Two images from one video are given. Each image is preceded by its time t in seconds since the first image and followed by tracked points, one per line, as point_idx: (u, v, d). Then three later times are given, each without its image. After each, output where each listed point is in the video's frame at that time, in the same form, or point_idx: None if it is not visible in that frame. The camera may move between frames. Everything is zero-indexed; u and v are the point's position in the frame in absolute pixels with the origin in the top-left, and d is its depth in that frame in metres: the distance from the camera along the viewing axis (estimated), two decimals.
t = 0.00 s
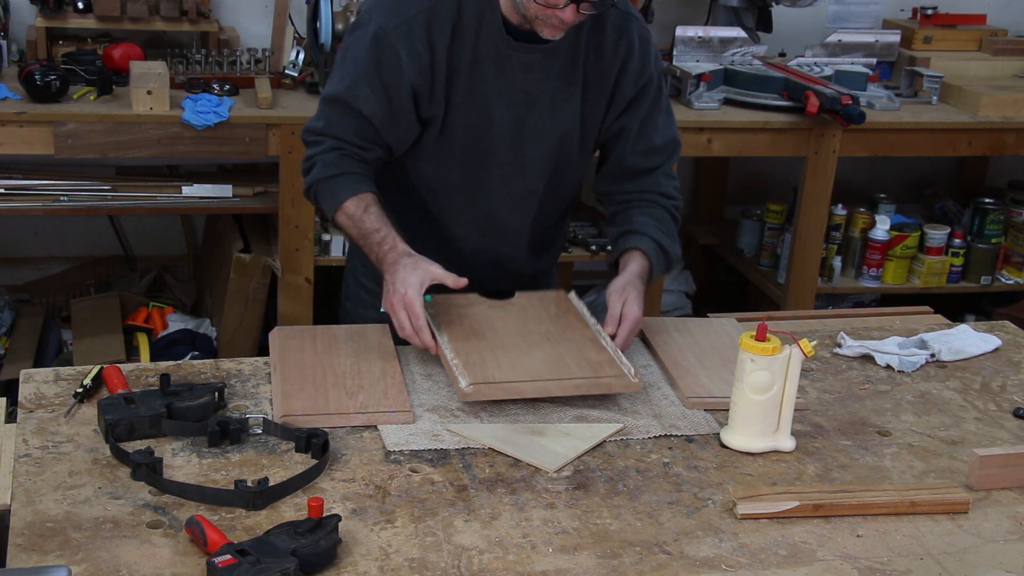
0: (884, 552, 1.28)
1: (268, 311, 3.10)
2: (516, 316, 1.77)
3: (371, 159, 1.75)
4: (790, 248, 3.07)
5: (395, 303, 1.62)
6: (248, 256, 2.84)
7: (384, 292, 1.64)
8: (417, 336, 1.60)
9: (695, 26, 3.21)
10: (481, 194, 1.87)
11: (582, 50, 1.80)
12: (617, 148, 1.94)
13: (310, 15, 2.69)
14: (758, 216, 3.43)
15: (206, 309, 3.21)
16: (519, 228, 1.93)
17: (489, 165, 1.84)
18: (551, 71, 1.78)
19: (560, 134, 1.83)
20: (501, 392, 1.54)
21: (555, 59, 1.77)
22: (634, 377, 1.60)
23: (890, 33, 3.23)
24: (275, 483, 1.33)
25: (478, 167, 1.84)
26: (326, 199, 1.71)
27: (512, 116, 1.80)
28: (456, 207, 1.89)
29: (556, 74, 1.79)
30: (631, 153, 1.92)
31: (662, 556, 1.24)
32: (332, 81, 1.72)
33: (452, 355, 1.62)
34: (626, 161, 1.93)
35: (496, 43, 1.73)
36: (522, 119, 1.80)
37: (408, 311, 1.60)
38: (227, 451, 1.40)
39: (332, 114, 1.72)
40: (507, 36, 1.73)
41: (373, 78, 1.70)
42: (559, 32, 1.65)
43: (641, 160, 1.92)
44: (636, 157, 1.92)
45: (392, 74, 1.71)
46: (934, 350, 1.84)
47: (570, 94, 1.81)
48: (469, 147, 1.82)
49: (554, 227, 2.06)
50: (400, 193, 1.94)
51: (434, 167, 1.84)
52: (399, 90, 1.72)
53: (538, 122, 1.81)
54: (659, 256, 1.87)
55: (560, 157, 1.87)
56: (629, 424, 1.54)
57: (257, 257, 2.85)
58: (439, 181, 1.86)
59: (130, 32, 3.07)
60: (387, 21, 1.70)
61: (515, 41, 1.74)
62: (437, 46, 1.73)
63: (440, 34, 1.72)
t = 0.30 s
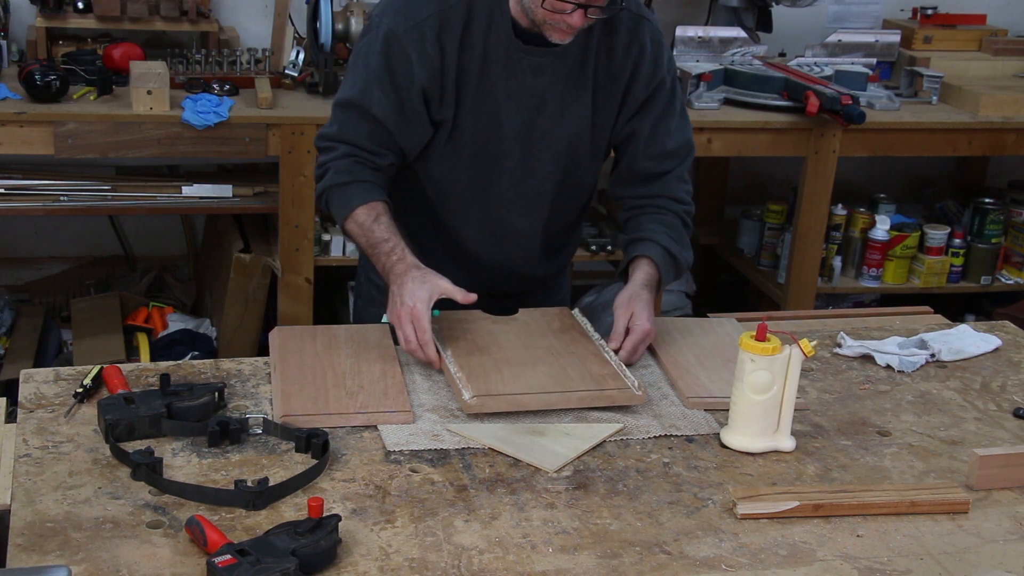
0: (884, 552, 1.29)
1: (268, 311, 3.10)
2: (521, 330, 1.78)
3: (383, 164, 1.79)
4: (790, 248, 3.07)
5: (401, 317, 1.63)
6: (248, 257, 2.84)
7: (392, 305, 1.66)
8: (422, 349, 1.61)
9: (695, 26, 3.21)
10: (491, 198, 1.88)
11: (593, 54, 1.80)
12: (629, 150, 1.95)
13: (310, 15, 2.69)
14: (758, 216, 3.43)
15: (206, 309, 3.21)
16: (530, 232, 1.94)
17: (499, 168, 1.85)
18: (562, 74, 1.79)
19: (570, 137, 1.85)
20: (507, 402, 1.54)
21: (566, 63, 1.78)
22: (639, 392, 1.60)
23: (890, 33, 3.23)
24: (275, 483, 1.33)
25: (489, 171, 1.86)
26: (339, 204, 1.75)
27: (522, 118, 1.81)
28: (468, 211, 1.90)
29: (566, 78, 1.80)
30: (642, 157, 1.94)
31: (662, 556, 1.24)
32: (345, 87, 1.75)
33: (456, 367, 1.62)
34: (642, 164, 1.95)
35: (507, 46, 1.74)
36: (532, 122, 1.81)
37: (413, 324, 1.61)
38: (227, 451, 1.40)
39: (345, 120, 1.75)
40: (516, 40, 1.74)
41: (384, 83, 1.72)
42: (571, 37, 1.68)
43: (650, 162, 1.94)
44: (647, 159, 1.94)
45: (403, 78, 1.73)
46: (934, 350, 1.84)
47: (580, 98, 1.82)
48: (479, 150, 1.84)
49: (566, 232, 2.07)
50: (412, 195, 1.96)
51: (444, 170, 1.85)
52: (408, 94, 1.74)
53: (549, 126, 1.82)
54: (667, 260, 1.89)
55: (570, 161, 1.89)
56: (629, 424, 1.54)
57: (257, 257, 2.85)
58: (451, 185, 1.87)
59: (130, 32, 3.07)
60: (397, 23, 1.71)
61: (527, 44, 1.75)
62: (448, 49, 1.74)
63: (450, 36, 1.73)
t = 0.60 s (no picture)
0: (884, 552, 1.29)
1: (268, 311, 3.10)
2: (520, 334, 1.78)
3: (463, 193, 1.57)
4: (789, 248, 3.07)
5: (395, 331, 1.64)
6: (248, 257, 2.84)
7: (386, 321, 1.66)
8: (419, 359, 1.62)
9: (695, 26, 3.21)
10: (538, 227, 1.81)
11: (644, 79, 1.64)
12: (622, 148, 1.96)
13: (310, 15, 2.69)
14: (757, 216, 3.43)
15: (206, 309, 3.21)
16: (575, 252, 1.89)
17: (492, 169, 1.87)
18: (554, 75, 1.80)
19: (616, 166, 1.75)
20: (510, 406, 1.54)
21: (615, 95, 1.65)
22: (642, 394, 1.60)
23: (890, 33, 3.23)
24: (275, 483, 1.33)
25: (544, 200, 1.77)
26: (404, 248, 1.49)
27: (575, 150, 1.70)
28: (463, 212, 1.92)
29: (614, 110, 1.67)
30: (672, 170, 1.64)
31: (662, 556, 1.24)
32: (405, 108, 1.54)
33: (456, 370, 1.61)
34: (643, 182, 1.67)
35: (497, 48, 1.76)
36: (584, 153, 1.71)
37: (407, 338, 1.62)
38: (227, 451, 1.40)
39: (410, 143, 1.52)
40: (549, 73, 1.59)
41: (452, 110, 1.55)
42: (591, 70, 1.56)
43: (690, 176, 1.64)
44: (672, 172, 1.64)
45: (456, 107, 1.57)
46: (934, 350, 1.84)
47: (631, 131, 1.69)
48: (536, 182, 1.74)
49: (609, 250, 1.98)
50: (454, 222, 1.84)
51: (497, 200, 1.76)
52: (454, 121, 1.56)
53: (605, 155, 1.71)
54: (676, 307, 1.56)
55: (610, 189, 1.79)
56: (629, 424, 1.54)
57: (257, 257, 2.85)
58: (505, 216, 1.78)
59: (130, 32, 3.07)
60: (444, 47, 1.55)
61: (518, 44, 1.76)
62: (501, 81, 1.61)
63: (498, 68, 1.59)
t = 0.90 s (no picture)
0: (884, 552, 1.28)
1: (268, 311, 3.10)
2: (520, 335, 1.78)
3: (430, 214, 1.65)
4: (789, 248, 3.07)
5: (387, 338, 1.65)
6: (248, 256, 2.84)
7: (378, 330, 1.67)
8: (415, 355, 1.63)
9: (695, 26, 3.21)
10: (522, 238, 1.87)
11: (622, 88, 1.70)
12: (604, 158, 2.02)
13: (311, 16, 2.69)
14: (757, 216, 3.43)
15: (206, 309, 3.21)
16: (562, 259, 1.94)
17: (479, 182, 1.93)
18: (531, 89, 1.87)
19: (597, 174, 1.81)
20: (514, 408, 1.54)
21: (591, 105, 1.72)
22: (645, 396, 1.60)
23: (890, 33, 3.23)
24: (275, 483, 1.33)
25: (526, 212, 1.82)
26: (383, 268, 1.57)
27: (554, 161, 1.76)
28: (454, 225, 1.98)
29: (591, 120, 1.73)
30: (655, 175, 1.70)
31: (662, 556, 1.24)
32: (375, 129, 1.62)
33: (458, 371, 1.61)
34: (633, 192, 1.73)
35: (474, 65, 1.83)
36: (563, 163, 1.77)
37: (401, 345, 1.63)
38: (227, 451, 1.40)
39: (378, 163, 1.60)
40: (523, 87, 1.66)
41: (420, 130, 1.62)
42: (564, 85, 1.61)
43: (672, 180, 1.69)
44: (656, 178, 1.70)
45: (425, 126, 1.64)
46: (934, 350, 1.84)
47: (613, 140, 1.75)
48: (516, 194, 1.80)
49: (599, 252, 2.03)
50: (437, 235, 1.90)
51: (477, 213, 1.81)
52: (423, 140, 1.63)
53: (581, 163, 1.77)
54: (659, 315, 1.62)
55: (593, 197, 1.85)
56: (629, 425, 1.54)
57: (257, 257, 2.85)
58: (485, 228, 1.84)
59: (130, 32, 3.07)
60: (414, 65, 1.63)
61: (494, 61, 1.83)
62: (473, 97, 1.68)
63: (469, 83, 1.66)
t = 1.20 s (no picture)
0: (884, 552, 1.29)
1: (268, 311, 3.10)
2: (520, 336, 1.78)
3: (417, 212, 1.66)
4: (789, 248, 3.08)
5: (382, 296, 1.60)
6: (248, 256, 2.84)
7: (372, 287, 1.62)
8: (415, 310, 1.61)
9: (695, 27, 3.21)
10: (523, 240, 1.85)
11: (635, 90, 1.73)
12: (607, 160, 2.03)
13: (310, 16, 2.69)
14: (757, 216, 3.43)
15: (206, 309, 3.21)
16: (565, 262, 1.93)
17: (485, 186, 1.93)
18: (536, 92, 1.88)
19: (603, 176, 1.80)
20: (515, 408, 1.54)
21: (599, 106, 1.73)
22: (646, 397, 1.60)
23: (890, 33, 3.23)
24: (275, 483, 1.33)
25: (531, 214, 1.81)
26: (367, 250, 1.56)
27: (559, 163, 1.76)
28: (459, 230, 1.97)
29: (603, 123, 1.75)
30: (684, 176, 1.76)
31: (662, 556, 1.24)
32: (372, 125, 1.62)
33: (464, 376, 1.60)
34: (659, 193, 1.79)
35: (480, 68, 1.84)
36: (569, 165, 1.77)
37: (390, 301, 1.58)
38: (227, 451, 1.40)
39: (369, 160, 1.61)
40: (530, 87, 1.67)
41: (414, 132, 1.62)
42: (573, 89, 1.62)
43: (700, 182, 1.75)
44: (685, 180, 1.76)
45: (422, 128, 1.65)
46: (934, 350, 1.84)
47: (629, 142, 1.78)
48: (520, 195, 1.79)
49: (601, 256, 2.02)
50: (438, 236, 1.89)
51: (480, 214, 1.80)
52: (418, 142, 1.63)
53: (587, 163, 1.77)
54: (697, 288, 1.66)
55: (602, 200, 1.84)
56: (630, 425, 1.54)
57: (257, 257, 2.85)
58: (486, 230, 1.83)
59: (130, 32, 3.07)
60: (416, 66, 1.64)
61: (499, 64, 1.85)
62: (476, 97, 1.68)
63: (472, 84, 1.67)
